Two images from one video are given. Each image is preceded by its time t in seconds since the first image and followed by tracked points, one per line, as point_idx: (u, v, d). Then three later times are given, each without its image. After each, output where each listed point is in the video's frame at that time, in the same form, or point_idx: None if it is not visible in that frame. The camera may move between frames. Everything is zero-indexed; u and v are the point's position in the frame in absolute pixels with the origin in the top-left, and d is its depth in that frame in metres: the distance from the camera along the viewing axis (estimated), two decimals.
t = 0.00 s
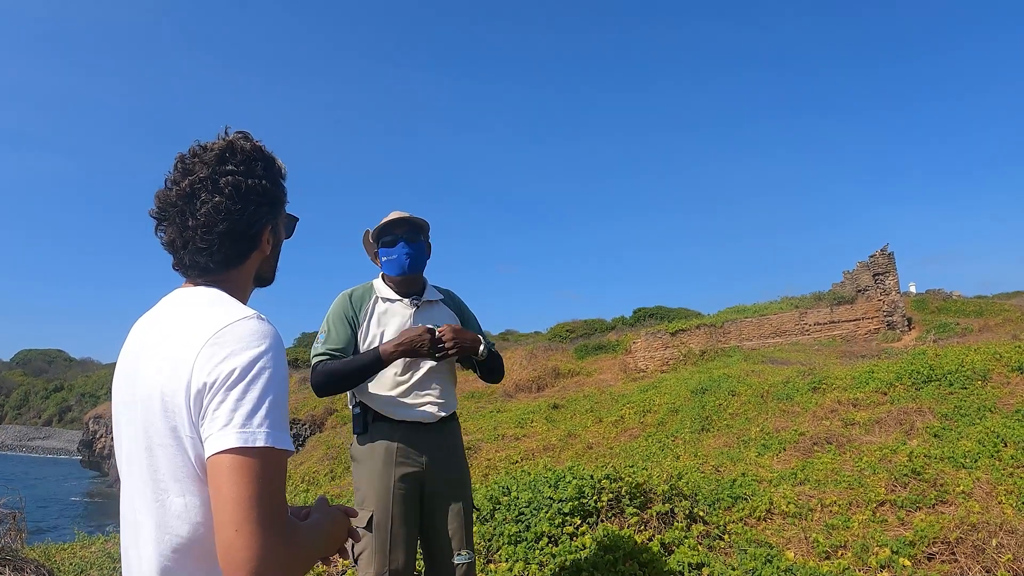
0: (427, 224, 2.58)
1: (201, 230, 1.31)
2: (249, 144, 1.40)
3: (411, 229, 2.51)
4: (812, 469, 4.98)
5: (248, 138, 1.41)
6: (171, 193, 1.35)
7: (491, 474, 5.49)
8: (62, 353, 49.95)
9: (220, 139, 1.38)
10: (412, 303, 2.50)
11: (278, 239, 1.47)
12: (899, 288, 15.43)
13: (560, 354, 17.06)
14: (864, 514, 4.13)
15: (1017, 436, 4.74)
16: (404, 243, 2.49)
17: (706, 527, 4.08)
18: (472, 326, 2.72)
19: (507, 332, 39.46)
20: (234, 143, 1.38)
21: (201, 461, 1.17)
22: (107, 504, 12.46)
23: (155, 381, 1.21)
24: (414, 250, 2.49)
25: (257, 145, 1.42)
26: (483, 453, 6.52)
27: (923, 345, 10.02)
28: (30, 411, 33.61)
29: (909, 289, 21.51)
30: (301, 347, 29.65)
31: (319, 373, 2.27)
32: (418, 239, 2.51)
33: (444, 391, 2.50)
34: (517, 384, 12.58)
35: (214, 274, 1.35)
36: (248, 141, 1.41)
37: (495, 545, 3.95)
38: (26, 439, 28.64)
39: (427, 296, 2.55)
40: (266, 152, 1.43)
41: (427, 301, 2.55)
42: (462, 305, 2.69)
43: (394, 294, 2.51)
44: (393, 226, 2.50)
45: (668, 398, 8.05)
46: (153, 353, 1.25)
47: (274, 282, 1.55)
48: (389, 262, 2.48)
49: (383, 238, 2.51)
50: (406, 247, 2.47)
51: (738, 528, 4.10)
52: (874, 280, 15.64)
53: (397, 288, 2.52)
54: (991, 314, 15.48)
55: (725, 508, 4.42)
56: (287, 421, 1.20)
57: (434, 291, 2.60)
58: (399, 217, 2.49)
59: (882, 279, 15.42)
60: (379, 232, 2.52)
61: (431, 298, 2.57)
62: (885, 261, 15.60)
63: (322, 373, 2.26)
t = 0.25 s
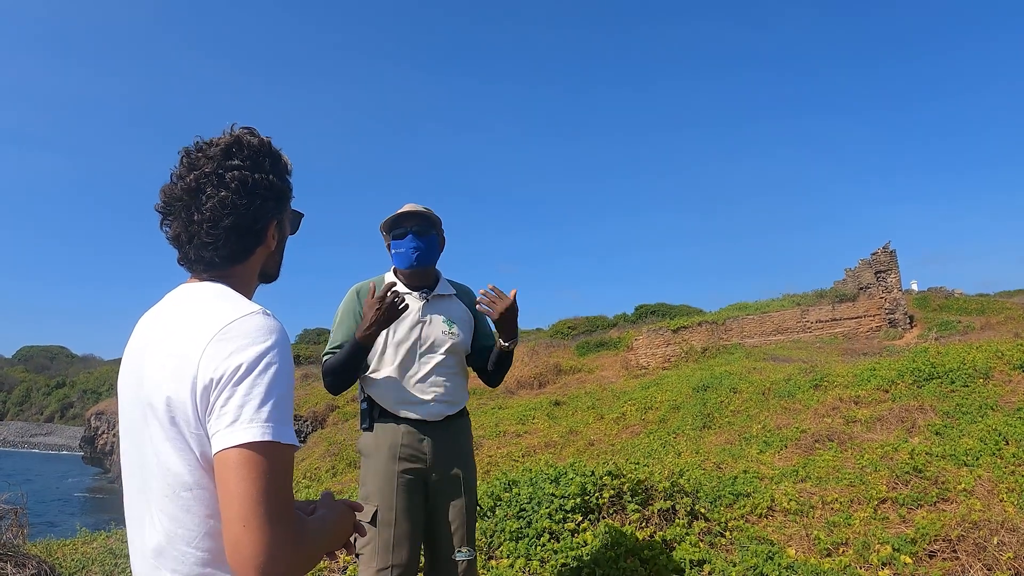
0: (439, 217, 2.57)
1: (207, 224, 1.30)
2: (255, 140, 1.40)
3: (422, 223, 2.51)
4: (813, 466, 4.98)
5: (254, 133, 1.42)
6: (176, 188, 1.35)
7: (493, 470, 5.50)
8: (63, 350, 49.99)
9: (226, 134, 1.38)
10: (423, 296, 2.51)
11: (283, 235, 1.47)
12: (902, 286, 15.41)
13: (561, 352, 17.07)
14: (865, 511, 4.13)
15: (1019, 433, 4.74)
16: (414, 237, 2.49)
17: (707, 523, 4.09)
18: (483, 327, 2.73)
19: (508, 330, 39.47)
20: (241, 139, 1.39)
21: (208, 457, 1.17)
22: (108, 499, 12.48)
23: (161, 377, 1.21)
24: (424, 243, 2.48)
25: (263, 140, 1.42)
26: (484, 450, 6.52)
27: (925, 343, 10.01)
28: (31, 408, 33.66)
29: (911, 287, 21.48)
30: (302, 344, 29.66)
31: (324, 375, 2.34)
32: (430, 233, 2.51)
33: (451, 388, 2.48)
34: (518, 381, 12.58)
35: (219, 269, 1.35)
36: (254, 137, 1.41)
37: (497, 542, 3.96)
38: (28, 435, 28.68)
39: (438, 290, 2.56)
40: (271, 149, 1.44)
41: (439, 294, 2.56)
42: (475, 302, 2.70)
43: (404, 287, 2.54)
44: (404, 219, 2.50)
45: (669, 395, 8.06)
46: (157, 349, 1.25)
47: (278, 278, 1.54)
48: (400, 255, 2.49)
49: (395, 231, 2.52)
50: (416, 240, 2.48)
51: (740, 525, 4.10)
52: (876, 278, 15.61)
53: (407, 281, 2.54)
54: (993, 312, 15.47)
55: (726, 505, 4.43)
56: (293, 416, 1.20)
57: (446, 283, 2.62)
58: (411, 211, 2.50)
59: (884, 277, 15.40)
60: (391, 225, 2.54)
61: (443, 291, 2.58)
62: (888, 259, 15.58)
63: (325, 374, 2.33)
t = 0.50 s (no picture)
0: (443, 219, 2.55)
1: (208, 224, 1.30)
2: (257, 140, 1.40)
3: (425, 228, 2.50)
4: (813, 467, 4.98)
5: (257, 134, 1.42)
6: (178, 189, 1.35)
7: (493, 471, 5.50)
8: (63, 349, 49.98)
9: (227, 135, 1.38)
10: (424, 295, 2.51)
11: (286, 235, 1.47)
12: (901, 287, 15.41)
13: (561, 352, 17.06)
14: (864, 513, 4.13)
15: (1018, 435, 4.74)
16: (416, 242, 2.51)
17: (707, 525, 4.09)
18: (492, 337, 2.70)
19: (508, 330, 39.44)
20: (243, 139, 1.39)
21: (208, 459, 1.17)
22: (107, 500, 12.48)
23: (162, 379, 1.21)
24: (426, 249, 2.52)
25: (265, 141, 1.42)
26: (484, 451, 6.52)
27: (925, 344, 10.01)
28: (31, 408, 33.64)
29: (911, 288, 21.49)
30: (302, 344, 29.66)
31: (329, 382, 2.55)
32: (432, 237, 2.52)
33: (452, 389, 2.46)
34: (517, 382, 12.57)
35: (220, 269, 1.35)
36: (256, 137, 1.41)
37: (496, 543, 3.95)
38: (27, 435, 28.67)
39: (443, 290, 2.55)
40: (273, 149, 1.44)
41: (443, 295, 2.55)
42: (485, 305, 2.69)
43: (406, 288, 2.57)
44: (406, 224, 2.50)
45: (669, 396, 8.06)
46: (159, 351, 1.25)
47: (281, 278, 1.54)
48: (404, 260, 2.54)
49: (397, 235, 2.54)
50: (417, 246, 2.51)
51: (739, 526, 4.10)
52: (876, 279, 15.62)
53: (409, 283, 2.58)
54: (992, 313, 15.48)
55: (726, 506, 4.43)
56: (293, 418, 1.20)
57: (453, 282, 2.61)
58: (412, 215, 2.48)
59: (884, 278, 15.39)
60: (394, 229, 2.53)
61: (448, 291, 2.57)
62: (887, 260, 15.59)
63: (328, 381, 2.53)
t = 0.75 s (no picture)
0: (442, 219, 2.55)
1: (205, 233, 1.30)
2: (244, 138, 1.39)
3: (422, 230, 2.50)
4: (812, 468, 4.97)
5: (242, 132, 1.40)
6: (171, 199, 1.35)
7: (492, 471, 5.50)
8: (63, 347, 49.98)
9: (212, 138, 1.37)
10: (420, 291, 2.52)
11: (285, 229, 1.47)
12: (901, 288, 15.42)
13: (560, 352, 17.06)
14: (863, 513, 4.14)
15: (1017, 436, 4.74)
16: (414, 245, 2.52)
17: (705, 525, 4.09)
18: (490, 335, 2.69)
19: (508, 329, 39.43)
20: (229, 140, 1.37)
21: (211, 456, 1.17)
22: (106, 498, 12.47)
23: (168, 376, 1.21)
24: (424, 250, 2.52)
25: (251, 138, 1.41)
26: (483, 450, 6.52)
27: (925, 345, 10.01)
28: (30, 406, 33.63)
29: (911, 289, 21.48)
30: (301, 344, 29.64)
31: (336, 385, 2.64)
32: (429, 239, 2.52)
33: (451, 387, 2.45)
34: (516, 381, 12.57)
35: (222, 275, 1.35)
36: (242, 135, 1.39)
37: (495, 542, 3.96)
38: (27, 434, 28.68)
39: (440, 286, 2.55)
40: (260, 144, 1.42)
41: (442, 290, 2.55)
42: (483, 300, 2.68)
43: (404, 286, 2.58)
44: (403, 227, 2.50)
45: (668, 397, 8.05)
46: (165, 348, 1.26)
47: (287, 269, 1.54)
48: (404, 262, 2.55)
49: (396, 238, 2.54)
50: (415, 248, 2.52)
51: (738, 526, 4.10)
52: (876, 279, 15.62)
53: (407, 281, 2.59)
54: (992, 314, 15.49)
55: (725, 506, 4.43)
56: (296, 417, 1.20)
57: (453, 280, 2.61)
58: (412, 217, 2.48)
59: (884, 279, 15.38)
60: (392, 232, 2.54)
61: (447, 287, 2.57)
62: (887, 261, 15.60)
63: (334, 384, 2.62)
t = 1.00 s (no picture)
0: (439, 219, 2.54)
1: (193, 231, 1.30)
2: (226, 134, 1.38)
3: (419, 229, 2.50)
4: (811, 470, 4.97)
5: (225, 128, 1.39)
6: (161, 201, 1.36)
7: (492, 471, 5.50)
8: (63, 345, 50.09)
9: (196, 137, 1.36)
10: (418, 291, 2.52)
11: (280, 222, 1.46)
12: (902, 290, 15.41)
13: (560, 353, 17.05)
14: (863, 515, 4.13)
15: (1017, 439, 4.74)
16: (410, 244, 2.51)
17: (705, 526, 4.09)
18: (489, 333, 2.68)
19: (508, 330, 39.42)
20: (212, 137, 1.36)
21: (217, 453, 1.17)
22: (105, 497, 12.46)
23: (172, 373, 1.21)
24: (422, 248, 2.52)
25: (235, 133, 1.39)
26: (482, 450, 6.52)
27: (926, 347, 10.00)
28: (30, 404, 33.62)
29: (912, 292, 21.47)
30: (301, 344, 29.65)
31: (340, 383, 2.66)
32: (426, 237, 2.51)
33: (450, 387, 2.45)
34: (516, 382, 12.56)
35: (216, 270, 1.35)
36: (225, 132, 1.38)
37: (495, 542, 3.95)
38: (27, 433, 28.72)
39: (438, 285, 2.56)
40: (244, 139, 1.40)
41: (441, 290, 2.55)
42: (484, 299, 2.68)
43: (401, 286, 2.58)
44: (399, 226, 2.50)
45: (668, 398, 8.05)
46: (170, 344, 1.25)
47: (290, 263, 1.55)
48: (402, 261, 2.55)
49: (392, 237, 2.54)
50: (412, 247, 2.51)
51: (737, 528, 4.10)
52: (876, 281, 15.62)
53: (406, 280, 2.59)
54: (992, 316, 15.49)
55: (724, 508, 4.43)
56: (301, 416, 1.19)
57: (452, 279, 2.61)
58: (409, 217, 2.48)
59: (884, 281, 15.38)
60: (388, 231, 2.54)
61: (445, 286, 2.57)
62: (887, 263, 15.61)
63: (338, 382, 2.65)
